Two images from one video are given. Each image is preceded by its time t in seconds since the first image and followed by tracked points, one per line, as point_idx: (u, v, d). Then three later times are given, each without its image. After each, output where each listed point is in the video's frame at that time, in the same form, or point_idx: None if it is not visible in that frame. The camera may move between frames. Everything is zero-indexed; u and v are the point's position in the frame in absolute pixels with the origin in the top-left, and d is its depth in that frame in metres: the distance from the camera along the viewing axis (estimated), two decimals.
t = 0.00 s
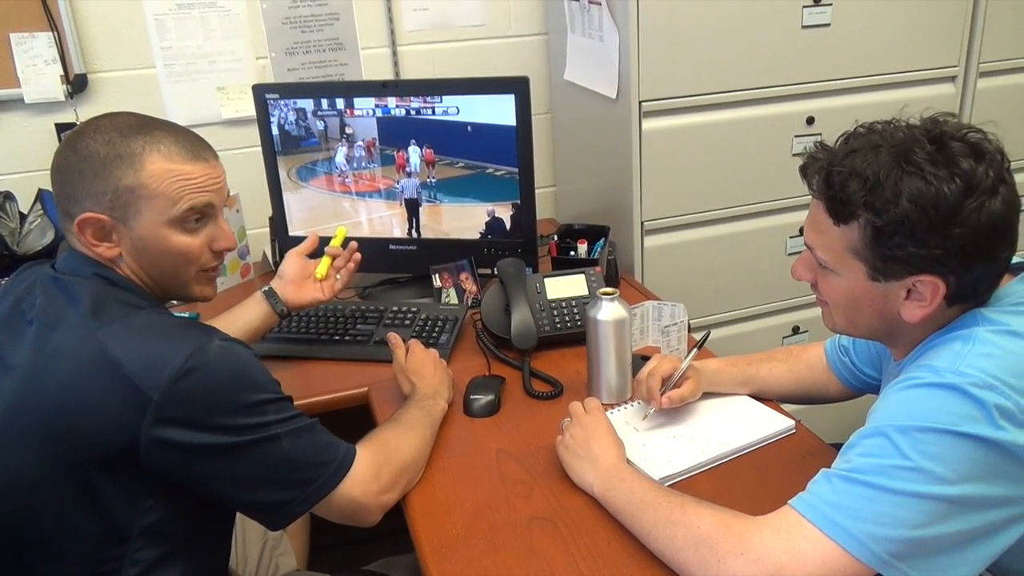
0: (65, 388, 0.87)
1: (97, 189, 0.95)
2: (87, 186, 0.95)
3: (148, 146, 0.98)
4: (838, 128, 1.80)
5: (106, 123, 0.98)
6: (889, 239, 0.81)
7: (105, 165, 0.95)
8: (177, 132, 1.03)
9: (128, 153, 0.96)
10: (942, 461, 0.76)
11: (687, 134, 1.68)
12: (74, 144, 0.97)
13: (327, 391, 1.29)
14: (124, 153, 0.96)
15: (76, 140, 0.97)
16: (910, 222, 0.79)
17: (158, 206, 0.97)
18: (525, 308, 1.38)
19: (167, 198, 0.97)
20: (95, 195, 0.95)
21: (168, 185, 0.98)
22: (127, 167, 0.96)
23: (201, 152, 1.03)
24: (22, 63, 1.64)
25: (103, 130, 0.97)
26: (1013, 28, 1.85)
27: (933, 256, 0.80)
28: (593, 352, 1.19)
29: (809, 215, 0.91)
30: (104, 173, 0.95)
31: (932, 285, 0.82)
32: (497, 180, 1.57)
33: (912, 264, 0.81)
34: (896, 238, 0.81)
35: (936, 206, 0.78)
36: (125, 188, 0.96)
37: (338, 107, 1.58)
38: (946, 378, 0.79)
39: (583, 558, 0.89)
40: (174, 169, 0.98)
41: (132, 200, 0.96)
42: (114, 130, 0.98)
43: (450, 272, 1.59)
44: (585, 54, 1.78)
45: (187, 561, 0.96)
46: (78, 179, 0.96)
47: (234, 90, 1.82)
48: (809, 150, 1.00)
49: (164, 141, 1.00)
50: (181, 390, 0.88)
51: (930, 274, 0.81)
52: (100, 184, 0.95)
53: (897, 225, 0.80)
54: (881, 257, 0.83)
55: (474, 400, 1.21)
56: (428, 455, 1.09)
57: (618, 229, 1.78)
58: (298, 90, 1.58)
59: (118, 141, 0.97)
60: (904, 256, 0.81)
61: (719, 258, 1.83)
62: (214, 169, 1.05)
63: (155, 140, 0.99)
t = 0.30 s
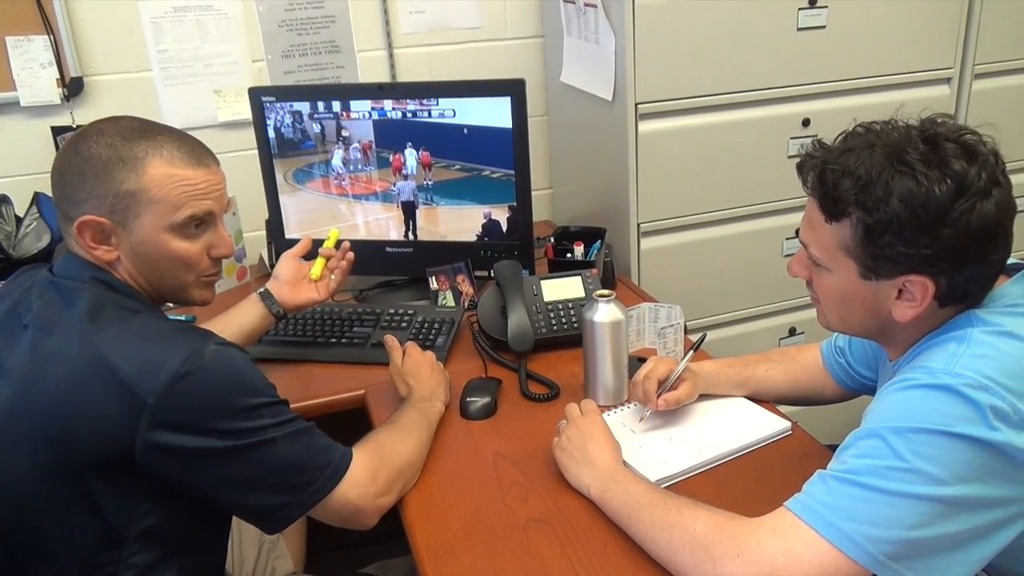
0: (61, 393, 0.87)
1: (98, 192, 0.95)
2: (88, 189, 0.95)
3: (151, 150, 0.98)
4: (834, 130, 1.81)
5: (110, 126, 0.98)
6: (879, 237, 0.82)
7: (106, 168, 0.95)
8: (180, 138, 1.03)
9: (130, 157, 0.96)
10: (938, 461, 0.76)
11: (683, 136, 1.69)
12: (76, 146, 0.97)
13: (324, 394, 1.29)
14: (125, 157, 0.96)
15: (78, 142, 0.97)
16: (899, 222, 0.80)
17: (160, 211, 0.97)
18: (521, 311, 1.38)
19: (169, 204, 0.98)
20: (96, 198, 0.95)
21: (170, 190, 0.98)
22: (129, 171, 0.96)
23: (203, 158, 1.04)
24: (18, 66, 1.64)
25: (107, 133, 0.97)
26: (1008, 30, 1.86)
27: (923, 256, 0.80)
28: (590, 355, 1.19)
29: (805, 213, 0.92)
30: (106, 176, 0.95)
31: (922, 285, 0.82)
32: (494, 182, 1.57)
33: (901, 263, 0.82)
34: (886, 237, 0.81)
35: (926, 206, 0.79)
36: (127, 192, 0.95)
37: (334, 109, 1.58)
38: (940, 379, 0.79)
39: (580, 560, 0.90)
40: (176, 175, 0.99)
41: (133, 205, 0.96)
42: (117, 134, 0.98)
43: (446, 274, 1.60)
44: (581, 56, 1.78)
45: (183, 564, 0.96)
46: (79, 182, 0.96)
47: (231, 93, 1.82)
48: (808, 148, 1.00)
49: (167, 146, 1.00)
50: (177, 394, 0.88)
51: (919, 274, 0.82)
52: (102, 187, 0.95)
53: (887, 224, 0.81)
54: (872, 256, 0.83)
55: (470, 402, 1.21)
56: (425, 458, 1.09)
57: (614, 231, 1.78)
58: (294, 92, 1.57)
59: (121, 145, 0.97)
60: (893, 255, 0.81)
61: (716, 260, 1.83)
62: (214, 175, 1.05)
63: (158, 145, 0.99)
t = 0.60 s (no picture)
0: (63, 397, 0.87)
1: (101, 193, 0.95)
2: (92, 191, 0.95)
3: (153, 150, 0.98)
4: (834, 133, 1.81)
5: (110, 128, 0.98)
6: (884, 235, 0.82)
7: (109, 170, 0.95)
8: (181, 138, 1.03)
9: (132, 158, 0.96)
10: (940, 465, 0.76)
11: (684, 139, 1.69)
12: (78, 149, 0.97)
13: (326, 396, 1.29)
14: (127, 158, 0.96)
15: (79, 145, 0.97)
16: (904, 220, 0.80)
17: (164, 211, 0.97)
18: (522, 314, 1.38)
19: (172, 203, 0.98)
20: (99, 200, 0.95)
21: (173, 190, 0.98)
22: (131, 171, 0.96)
23: (203, 156, 1.03)
24: (18, 70, 1.64)
25: (107, 134, 0.97)
26: (1007, 33, 1.86)
27: (927, 256, 0.80)
28: (591, 358, 1.19)
29: (810, 210, 0.92)
30: (109, 177, 0.95)
31: (924, 285, 0.82)
32: (494, 185, 1.57)
33: (905, 262, 0.82)
34: (891, 235, 0.81)
35: (932, 205, 0.79)
36: (130, 193, 0.95)
37: (335, 113, 1.58)
38: (943, 383, 0.79)
39: (582, 564, 0.89)
40: (178, 173, 0.99)
41: (137, 205, 0.96)
42: (118, 136, 0.98)
43: (447, 277, 1.60)
44: (581, 60, 1.79)
45: (185, 568, 0.95)
46: (82, 184, 0.96)
47: (231, 96, 1.82)
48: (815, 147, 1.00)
49: (168, 146, 0.99)
50: (179, 398, 0.88)
51: (922, 274, 0.82)
52: (105, 189, 0.95)
53: (892, 222, 0.81)
54: (875, 254, 0.83)
55: (471, 405, 1.21)
56: (426, 461, 1.09)
57: (615, 234, 1.78)
58: (295, 95, 1.57)
59: (123, 146, 0.97)
60: (898, 254, 0.81)
61: (716, 262, 1.83)
62: (216, 174, 1.05)
63: (158, 145, 0.99)
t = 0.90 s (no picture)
0: (64, 398, 0.86)
1: (104, 194, 0.95)
2: (94, 192, 0.95)
3: (158, 149, 0.97)
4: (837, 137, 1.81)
5: (112, 128, 0.98)
6: (902, 234, 0.81)
7: (112, 169, 0.95)
8: (184, 136, 1.02)
9: (135, 157, 0.96)
10: (948, 472, 0.75)
11: (687, 142, 1.69)
12: (79, 149, 0.97)
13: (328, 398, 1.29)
14: (130, 157, 0.96)
15: (80, 145, 0.97)
16: (924, 219, 0.80)
17: (168, 211, 0.97)
18: (525, 316, 1.37)
19: (176, 202, 0.97)
20: (103, 200, 0.95)
21: (176, 189, 0.97)
22: (134, 170, 0.95)
23: (206, 155, 1.03)
24: (20, 69, 1.64)
25: (107, 133, 0.97)
26: (1010, 38, 1.86)
27: (946, 255, 0.80)
28: (594, 361, 1.19)
29: (824, 209, 0.91)
30: (112, 177, 0.95)
31: (942, 285, 0.82)
32: (497, 187, 1.56)
33: (923, 262, 0.81)
34: (909, 234, 0.81)
35: (952, 205, 0.79)
36: (133, 192, 0.95)
37: (337, 114, 1.58)
38: (951, 389, 0.79)
39: (585, 568, 0.89)
40: (181, 172, 0.98)
41: (140, 205, 0.95)
42: (120, 135, 0.97)
43: (449, 279, 1.59)
44: (585, 62, 1.78)
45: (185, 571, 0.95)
46: (84, 184, 0.95)
47: (233, 97, 1.82)
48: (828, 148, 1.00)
49: (171, 144, 0.99)
50: (182, 401, 0.87)
51: (939, 274, 0.81)
52: (108, 189, 0.95)
53: (911, 221, 0.80)
54: (893, 254, 0.83)
55: (473, 408, 1.20)
56: (428, 465, 1.08)
57: (617, 237, 1.78)
58: (298, 96, 1.57)
59: (125, 146, 0.96)
60: (916, 253, 0.81)
61: (718, 266, 1.83)
62: (219, 173, 1.04)
63: (161, 144, 0.98)
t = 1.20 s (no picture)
0: (61, 401, 0.85)
1: (104, 195, 0.94)
2: (93, 193, 0.94)
3: (158, 150, 0.97)
4: (836, 142, 1.81)
5: (110, 129, 0.97)
6: (942, 234, 0.81)
7: (112, 170, 0.94)
8: (183, 138, 1.02)
9: (134, 158, 0.95)
10: (954, 484, 0.75)
11: (688, 145, 1.69)
12: (77, 151, 0.96)
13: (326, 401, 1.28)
14: (129, 158, 0.95)
15: (78, 147, 0.96)
16: (968, 217, 0.79)
17: (168, 211, 0.96)
18: (524, 320, 1.37)
19: (175, 203, 0.97)
20: (101, 202, 0.94)
21: (176, 190, 0.97)
22: (134, 171, 0.95)
23: (205, 156, 1.03)
24: (17, 69, 1.63)
25: (105, 134, 0.96)
26: (1009, 44, 1.87)
27: (988, 255, 0.80)
28: (593, 365, 1.18)
29: (851, 205, 0.90)
30: (111, 178, 0.94)
31: (977, 286, 0.82)
32: (496, 190, 1.56)
33: (963, 262, 0.81)
34: (951, 234, 0.80)
35: (995, 203, 0.79)
36: (133, 193, 0.94)
37: (336, 115, 1.57)
38: (961, 401, 0.78)
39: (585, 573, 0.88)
40: (181, 173, 0.98)
41: (140, 205, 0.95)
42: (120, 136, 0.96)
43: (447, 282, 1.57)
44: (584, 65, 1.78)
45: None
46: (85, 185, 0.94)
47: (231, 98, 1.81)
48: (850, 143, 1.00)
49: (171, 145, 0.98)
50: (182, 403, 0.86)
51: (975, 274, 0.81)
52: (108, 190, 0.94)
53: (953, 220, 0.80)
54: (931, 253, 0.82)
55: (472, 412, 1.20)
56: (427, 468, 1.08)
57: (616, 241, 1.78)
58: (297, 97, 1.57)
59: (124, 146, 0.96)
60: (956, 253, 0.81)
61: (717, 269, 1.82)
62: (218, 174, 1.04)
63: (161, 145, 0.98)
